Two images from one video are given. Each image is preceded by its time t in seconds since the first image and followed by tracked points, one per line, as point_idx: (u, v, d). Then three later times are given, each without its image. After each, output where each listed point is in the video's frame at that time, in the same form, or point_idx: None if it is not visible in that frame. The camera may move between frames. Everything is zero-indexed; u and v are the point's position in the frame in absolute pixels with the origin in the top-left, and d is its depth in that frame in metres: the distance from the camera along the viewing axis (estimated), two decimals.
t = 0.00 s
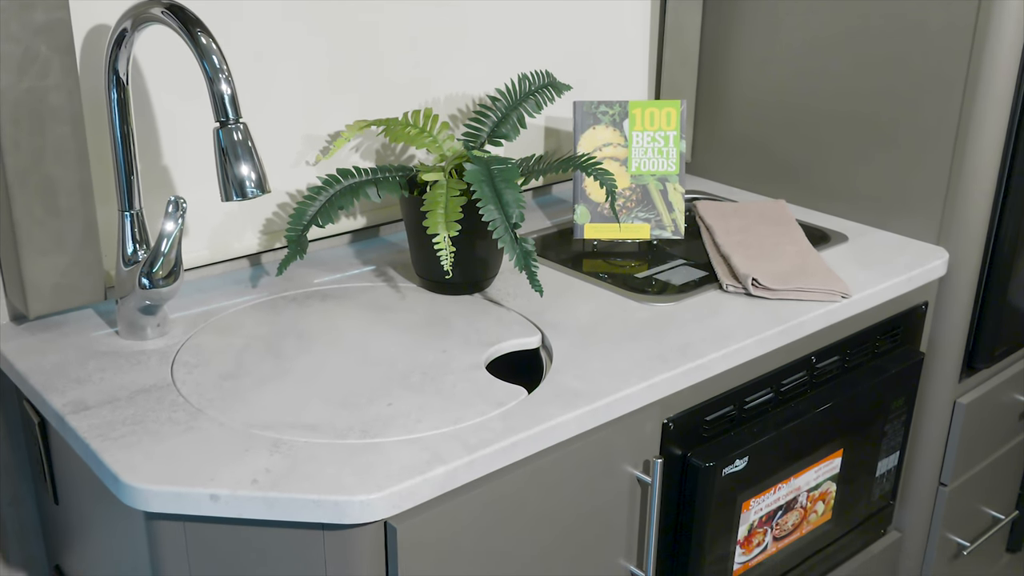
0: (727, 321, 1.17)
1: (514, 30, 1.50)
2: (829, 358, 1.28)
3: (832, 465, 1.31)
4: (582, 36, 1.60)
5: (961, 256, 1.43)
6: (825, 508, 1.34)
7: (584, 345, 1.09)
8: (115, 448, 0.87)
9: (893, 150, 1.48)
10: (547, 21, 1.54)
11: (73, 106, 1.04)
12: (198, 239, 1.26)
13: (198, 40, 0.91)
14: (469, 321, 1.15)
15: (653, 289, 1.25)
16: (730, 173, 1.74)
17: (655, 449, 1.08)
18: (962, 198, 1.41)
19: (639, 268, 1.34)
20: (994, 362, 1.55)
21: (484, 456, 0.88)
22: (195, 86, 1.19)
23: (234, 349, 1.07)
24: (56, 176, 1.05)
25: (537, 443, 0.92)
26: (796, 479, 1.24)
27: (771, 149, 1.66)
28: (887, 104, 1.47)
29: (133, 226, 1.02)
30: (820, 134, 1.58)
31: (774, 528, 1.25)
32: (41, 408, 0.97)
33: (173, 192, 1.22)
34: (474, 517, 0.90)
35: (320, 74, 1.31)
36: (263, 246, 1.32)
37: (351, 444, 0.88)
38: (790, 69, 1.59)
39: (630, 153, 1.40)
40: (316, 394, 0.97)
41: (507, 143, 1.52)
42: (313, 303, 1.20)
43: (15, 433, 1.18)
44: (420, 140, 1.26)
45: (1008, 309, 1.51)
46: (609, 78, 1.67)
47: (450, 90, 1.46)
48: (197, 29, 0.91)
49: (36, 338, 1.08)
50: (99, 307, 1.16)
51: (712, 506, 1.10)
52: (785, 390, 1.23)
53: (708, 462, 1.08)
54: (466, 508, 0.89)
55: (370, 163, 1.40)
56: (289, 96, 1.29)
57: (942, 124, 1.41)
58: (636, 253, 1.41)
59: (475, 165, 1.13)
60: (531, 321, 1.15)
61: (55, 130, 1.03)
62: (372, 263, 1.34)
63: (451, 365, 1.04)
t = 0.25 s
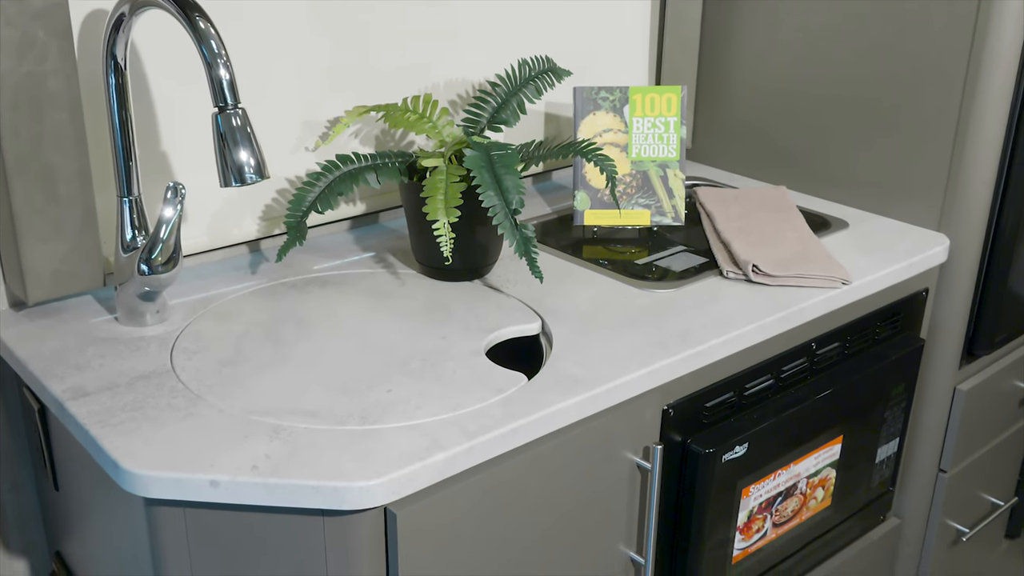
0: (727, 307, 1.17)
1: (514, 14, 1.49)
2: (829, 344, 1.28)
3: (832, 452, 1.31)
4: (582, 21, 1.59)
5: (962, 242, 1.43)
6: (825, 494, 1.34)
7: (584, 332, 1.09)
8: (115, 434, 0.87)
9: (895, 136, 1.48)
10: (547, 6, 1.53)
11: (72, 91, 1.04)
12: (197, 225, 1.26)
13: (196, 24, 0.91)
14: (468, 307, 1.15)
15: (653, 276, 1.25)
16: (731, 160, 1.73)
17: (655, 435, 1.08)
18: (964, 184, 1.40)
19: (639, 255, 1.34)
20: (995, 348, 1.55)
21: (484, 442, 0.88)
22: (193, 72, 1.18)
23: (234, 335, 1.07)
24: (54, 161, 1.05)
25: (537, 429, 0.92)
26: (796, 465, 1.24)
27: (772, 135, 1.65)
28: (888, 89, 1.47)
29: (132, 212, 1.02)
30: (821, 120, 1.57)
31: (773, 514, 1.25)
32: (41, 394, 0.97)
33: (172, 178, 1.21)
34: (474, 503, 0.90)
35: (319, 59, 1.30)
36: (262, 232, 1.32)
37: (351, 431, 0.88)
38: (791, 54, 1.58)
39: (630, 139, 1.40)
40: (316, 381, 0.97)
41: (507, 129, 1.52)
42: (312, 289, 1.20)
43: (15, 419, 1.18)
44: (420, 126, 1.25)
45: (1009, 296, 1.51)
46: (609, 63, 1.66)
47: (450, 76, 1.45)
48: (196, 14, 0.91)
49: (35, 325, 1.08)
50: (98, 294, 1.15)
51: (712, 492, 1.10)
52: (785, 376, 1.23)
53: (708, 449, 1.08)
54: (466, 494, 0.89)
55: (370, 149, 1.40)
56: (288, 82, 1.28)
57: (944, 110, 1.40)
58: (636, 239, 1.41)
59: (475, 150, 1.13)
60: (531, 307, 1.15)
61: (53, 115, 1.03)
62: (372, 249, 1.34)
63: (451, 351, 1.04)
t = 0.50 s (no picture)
0: (728, 294, 1.17)
1: None
2: (830, 331, 1.28)
3: (832, 438, 1.31)
4: (583, 7, 1.58)
5: (963, 229, 1.43)
6: (825, 480, 1.35)
7: (584, 319, 1.09)
8: (115, 421, 0.87)
9: (896, 123, 1.47)
10: None
11: (70, 77, 1.03)
12: (196, 212, 1.25)
13: (194, 9, 0.90)
14: (468, 294, 1.15)
15: (653, 263, 1.25)
16: (731, 146, 1.72)
17: (655, 422, 1.08)
18: (965, 170, 1.40)
19: (639, 242, 1.33)
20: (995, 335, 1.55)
21: (484, 429, 0.88)
22: (192, 57, 1.18)
23: (234, 322, 1.07)
24: (53, 147, 1.04)
25: (537, 415, 0.92)
26: (796, 452, 1.25)
27: (773, 121, 1.64)
28: (889, 75, 1.46)
29: (131, 199, 1.02)
30: (823, 106, 1.56)
31: (773, 501, 1.26)
32: (40, 381, 0.97)
33: (172, 164, 1.21)
34: (474, 490, 0.90)
35: (318, 45, 1.29)
36: (262, 219, 1.32)
37: (351, 417, 0.88)
38: (793, 40, 1.58)
39: (630, 125, 1.39)
40: (316, 368, 0.97)
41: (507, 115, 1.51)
42: (312, 276, 1.20)
43: (15, 406, 1.18)
44: (420, 112, 1.25)
45: (1009, 283, 1.51)
46: (610, 49, 1.65)
47: (449, 62, 1.44)
48: None
49: (34, 311, 1.08)
50: (97, 281, 1.15)
51: (711, 479, 1.11)
52: (785, 363, 1.22)
53: (708, 436, 1.08)
54: (466, 481, 0.89)
55: (369, 135, 1.39)
56: (287, 67, 1.27)
57: (945, 96, 1.39)
58: (636, 226, 1.41)
59: (474, 136, 1.12)
60: (531, 294, 1.15)
61: (51, 101, 1.03)
62: (371, 236, 1.34)
63: (451, 338, 1.04)
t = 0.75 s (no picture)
0: (728, 281, 1.16)
1: None
2: (830, 318, 1.28)
3: (832, 425, 1.31)
4: None
5: (964, 216, 1.42)
6: (824, 467, 1.35)
7: (584, 305, 1.09)
8: (114, 407, 0.87)
9: (897, 109, 1.46)
10: None
11: (67, 63, 1.03)
12: (195, 198, 1.25)
13: None
14: (468, 281, 1.14)
15: (653, 250, 1.25)
16: (732, 133, 1.72)
17: (655, 409, 1.08)
18: (966, 157, 1.39)
19: (640, 228, 1.33)
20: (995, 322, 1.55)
21: (484, 415, 0.88)
22: (190, 43, 1.17)
23: (233, 308, 1.06)
24: (50, 133, 1.04)
25: (537, 402, 0.92)
26: (796, 439, 1.25)
27: (774, 108, 1.64)
28: (891, 61, 1.45)
29: (129, 185, 1.01)
30: (824, 92, 1.56)
31: (773, 487, 1.26)
32: (40, 367, 0.97)
33: (170, 150, 1.20)
34: (474, 476, 0.90)
35: (317, 31, 1.29)
36: (261, 206, 1.31)
37: (351, 404, 0.88)
38: (794, 26, 1.57)
39: (631, 112, 1.39)
40: (316, 354, 0.97)
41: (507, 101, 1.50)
42: (311, 263, 1.19)
43: (14, 393, 1.18)
44: (419, 98, 1.24)
45: (1010, 270, 1.51)
46: (610, 35, 1.64)
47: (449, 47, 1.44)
48: None
49: (32, 298, 1.07)
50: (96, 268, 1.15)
51: (711, 465, 1.11)
52: (785, 350, 1.22)
53: (708, 422, 1.09)
54: (466, 468, 0.89)
55: (368, 121, 1.39)
56: (285, 53, 1.27)
57: (947, 82, 1.39)
58: (636, 212, 1.40)
59: (474, 122, 1.11)
60: (531, 281, 1.15)
61: (49, 87, 1.02)
62: (371, 223, 1.34)
63: (451, 325, 1.03)
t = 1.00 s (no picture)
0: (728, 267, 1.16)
1: None
2: (830, 305, 1.27)
3: (832, 412, 1.31)
4: None
5: (965, 202, 1.42)
6: (824, 454, 1.35)
7: (584, 292, 1.09)
8: (113, 394, 0.87)
9: (899, 95, 1.46)
10: None
11: (65, 49, 1.02)
12: (194, 185, 1.24)
13: None
14: (468, 267, 1.14)
15: (654, 236, 1.24)
16: (732, 120, 1.71)
17: (655, 396, 1.08)
18: (968, 143, 1.39)
19: (640, 215, 1.33)
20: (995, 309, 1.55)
21: (484, 401, 0.88)
22: (189, 28, 1.16)
23: (232, 295, 1.06)
24: (49, 119, 1.03)
25: (537, 389, 0.92)
26: (795, 425, 1.25)
27: (775, 94, 1.63)
28: (892, 47, 1.45)
29: (128, 171, 1.01)
30: (825, 78, 1.55)
31: (773, 474, 1.26)
32: (39, 353, 0.97)
33: (169, 136, 1.20)
34: (474, 462, 0.91)
35: (316, 16, 1.28)
36: (260, 192, 1.31)
37: (351, 390, 0.88)
38: (795, 11, 1.56)
39: (631, 98, 1.38)
40: (315, 341, 0.97)
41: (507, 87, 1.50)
42: (310, 250, 1.19)
43: (13, 379, 1.18)
44: (419, 84, 1.23)
45: (1010, 257, 1.51)
46: (610, 21, 1.63)
47: (449, 33, 1.43)
48: None
49: (32, 284, 1.07)
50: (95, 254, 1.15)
51: (711, 452, 1.11)
52: (785, 337, 1.22)
53: (708, 409, 1.09)
54: (465, 454, 0.89)
55: (368, 107, 1.38)
56: (284, 38, 1.26)
57: (949, 68, 1.38)
58: (637, 199, 1.40)
59: (473, 108, 1.11)
60: (531, 268, 1.15)
61: (48, 72, 1.02)
62: (370, 209, 1.33)
63: (450, 312, 1.03)
